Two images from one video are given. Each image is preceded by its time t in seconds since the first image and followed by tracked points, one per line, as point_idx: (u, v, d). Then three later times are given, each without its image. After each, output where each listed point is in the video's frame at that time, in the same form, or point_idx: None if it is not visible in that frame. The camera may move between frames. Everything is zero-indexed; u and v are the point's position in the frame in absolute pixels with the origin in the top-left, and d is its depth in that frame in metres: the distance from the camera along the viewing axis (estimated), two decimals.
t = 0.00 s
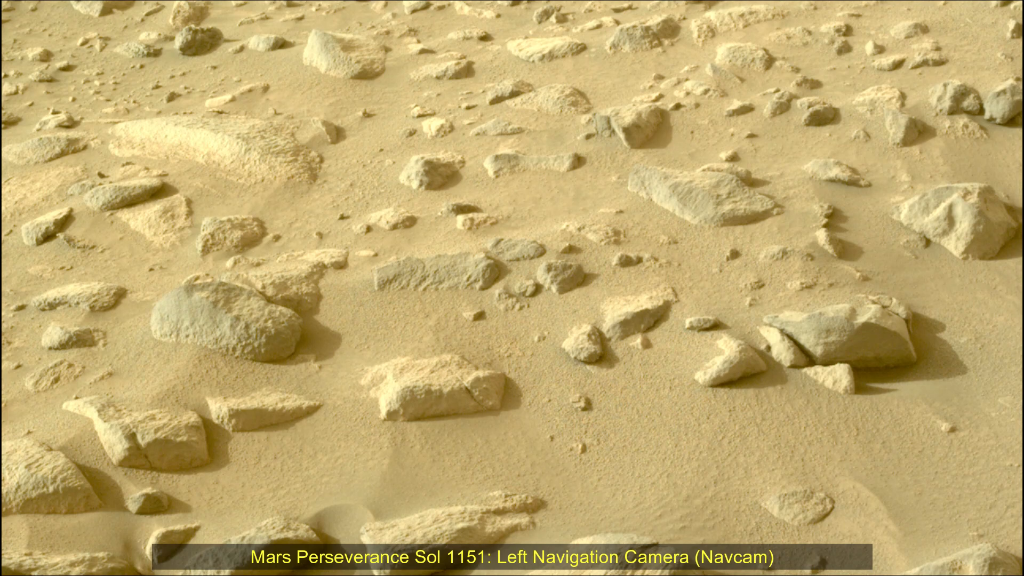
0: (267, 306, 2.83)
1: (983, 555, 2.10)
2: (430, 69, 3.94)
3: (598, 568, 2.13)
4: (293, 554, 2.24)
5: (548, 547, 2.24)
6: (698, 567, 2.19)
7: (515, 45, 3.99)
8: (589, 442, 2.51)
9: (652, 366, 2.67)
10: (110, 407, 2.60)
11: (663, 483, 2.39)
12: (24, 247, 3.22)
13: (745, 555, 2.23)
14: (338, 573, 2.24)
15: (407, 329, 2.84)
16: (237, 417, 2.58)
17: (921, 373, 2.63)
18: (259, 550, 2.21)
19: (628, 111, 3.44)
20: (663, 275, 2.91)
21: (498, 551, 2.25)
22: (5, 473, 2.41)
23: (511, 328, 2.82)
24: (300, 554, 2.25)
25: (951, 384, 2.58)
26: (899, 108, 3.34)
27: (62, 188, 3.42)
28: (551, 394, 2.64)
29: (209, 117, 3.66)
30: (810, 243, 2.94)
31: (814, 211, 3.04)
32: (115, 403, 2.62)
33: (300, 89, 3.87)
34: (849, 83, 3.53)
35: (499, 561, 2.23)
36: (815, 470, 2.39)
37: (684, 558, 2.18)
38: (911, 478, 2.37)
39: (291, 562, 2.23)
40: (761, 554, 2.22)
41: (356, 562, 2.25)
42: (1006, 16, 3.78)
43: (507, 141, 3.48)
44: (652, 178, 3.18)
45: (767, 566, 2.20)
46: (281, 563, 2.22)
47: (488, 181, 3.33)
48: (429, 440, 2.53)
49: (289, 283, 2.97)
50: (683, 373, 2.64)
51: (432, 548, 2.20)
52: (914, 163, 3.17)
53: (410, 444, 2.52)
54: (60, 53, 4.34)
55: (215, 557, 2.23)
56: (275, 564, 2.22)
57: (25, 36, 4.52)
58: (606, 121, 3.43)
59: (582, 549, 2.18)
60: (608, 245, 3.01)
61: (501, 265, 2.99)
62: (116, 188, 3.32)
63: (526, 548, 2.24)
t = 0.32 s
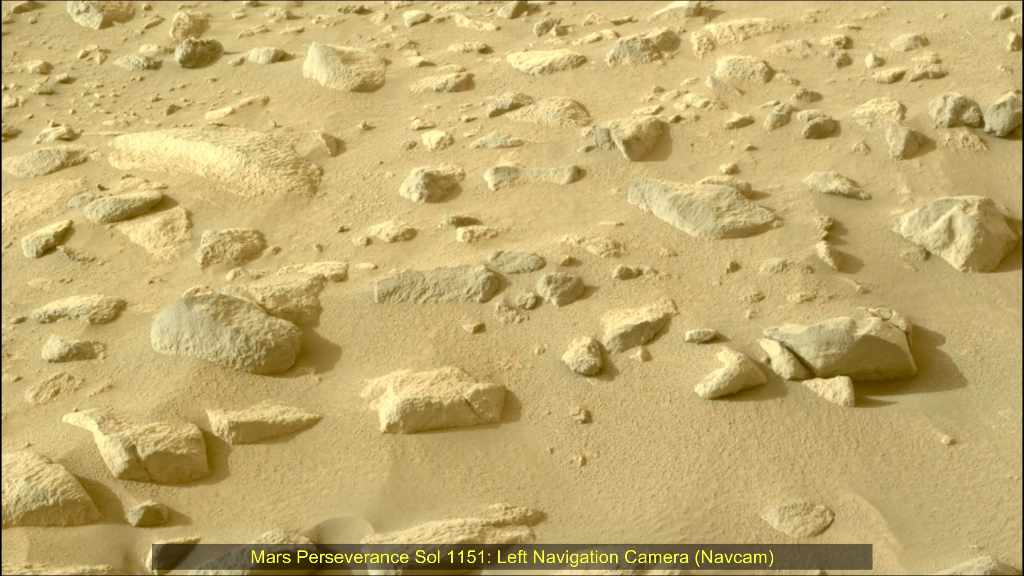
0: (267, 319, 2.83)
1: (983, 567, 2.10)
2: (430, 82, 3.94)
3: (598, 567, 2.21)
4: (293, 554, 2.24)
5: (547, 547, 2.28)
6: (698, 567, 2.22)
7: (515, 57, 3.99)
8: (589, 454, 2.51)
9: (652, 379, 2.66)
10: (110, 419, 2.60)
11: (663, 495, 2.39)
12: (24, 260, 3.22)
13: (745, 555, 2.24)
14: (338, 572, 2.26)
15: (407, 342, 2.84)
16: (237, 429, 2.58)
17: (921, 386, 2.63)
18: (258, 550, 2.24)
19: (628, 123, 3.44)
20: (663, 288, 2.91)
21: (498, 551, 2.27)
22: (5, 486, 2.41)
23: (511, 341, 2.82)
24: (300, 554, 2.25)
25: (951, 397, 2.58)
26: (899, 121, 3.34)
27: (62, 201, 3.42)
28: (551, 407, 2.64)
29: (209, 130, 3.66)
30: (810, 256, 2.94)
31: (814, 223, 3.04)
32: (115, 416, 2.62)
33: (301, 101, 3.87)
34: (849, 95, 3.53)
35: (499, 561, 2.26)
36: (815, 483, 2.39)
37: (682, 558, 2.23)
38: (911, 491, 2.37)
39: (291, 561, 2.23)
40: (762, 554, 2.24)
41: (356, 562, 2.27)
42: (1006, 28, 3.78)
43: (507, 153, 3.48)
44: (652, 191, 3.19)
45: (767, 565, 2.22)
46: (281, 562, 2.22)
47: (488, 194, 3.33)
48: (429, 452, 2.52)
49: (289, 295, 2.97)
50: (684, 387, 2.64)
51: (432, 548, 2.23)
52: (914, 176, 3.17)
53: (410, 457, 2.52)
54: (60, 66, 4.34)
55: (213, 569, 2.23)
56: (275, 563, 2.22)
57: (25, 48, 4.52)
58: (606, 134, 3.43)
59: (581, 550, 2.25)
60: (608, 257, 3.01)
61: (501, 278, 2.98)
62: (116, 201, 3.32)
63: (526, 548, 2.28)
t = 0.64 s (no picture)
0: (267, 331, 2.83)
1: None
2: (430, 94, 3.93)
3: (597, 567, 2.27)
4: (293, 554, 2.30)
5: (547, 547, 2.32)
6: (698, 567, 2.25)
7: (516, 70, 3.99)
8: (589, 467, 2.51)
9: (652, 392, 2.66)
10: (111, 432, 2.60)
11: (663, 508, 2.39)
12: (24, 273, 3.22)
13: (744, 554, 2.27)
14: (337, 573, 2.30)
15: (407, 355, 2.84)
16: (237, 442, 2.58)
17: (921, 399, 2.63)
18: (258, 551, 2.31)
19: (628, 136, 3.44)
20: (663, 300, 2.91)
21: (497, 551, 2.29)
22: (5, 498, 2.40)
23: (511, 353, 2.82)
24: (300, 554, 2.30)
25: (952, 409, 2.58)
26: (899, 133, 3.34)
27: (62, 214, 3.42)
28: (551, 419, 2.63)
29: (209, 142, 3.67)
30: (811, 268, 2.94)
31: (814, 235, 3.04)
32: (115, 428, 2.62)
33: (301, 114, 3.87)
34: (849, 108, 3.53)
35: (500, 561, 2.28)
36: (815, 495, 2.39)
37: (682, 558, 2.26)
38: (911, 504, 2.37)
39: (291, 561, 2.29)
40: (761, 554, 2.27)
41: (356, 561, 2.30)
42: (1007, 41, 3.77)
43: (507, 166, 3.48)
44: (652, 204, 3.19)
45: (767, 565, 2.25)
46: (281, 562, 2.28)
47: (488, 206, 3.33)
48: (429, 465, 2.52)
49: (289, 308, 2.97)
50: (684, 399, 2.64)
51: (432, 548, 2.28)
52: (914, 188, 3.16)
53: (410, 469, 2.52)
54: (60, 78, 4.34)
55: None
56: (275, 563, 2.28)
57: (25, 61, 4.51)
58: (606, 146, 3.43)
59: (581, 550, 2.31)
60: (608, 270, 3.00)
61: (502, 290, 2.98)
62: (116, 213, 3.32)
63: (526, 548, 2.31)
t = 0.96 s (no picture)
0: (267, 344, 2.83)
1: None
2: (430, 107, 3.93)
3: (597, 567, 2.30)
4: (292, 553, 2.36)
5: (547, 547, 2.35)
6: (698, 566, 2.28)
7: (516, 83, 3.99)
8: (589, 479, 2.50)
9: (652, 405, 2.66)
10: (111, 444, 2.60)
11: (663, 521, 2.39)
12: (24, 285, 3.22)
13: (745, 554, 2.29)
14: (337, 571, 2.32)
15: (407, 367, 2.84)
16: (237, 454, 2.58)
17: (921, 411, 2.63)
18: (258, 551, 2.37)
19: (628, 149, 3.44)
20: (663, 313, 2.91)
21: (497, 552, 2.32)
22: (5, 511, 2.40)
23: (511, 366, 2.81)
24: (300, 554, 2.35)
25: (951, 422, 2.58)
26: (899, 146, 3.34)
27: (62, 226, 3.42)
28: (551, 432, 2.63)
29: (209, 155, 3.67)
30: (811, 281, 2.94)
31: (814, 248, 3.04)
32: (115, 441, 2.62)
33: (301, 126, 3.87)
34: (849, 120, 3.53)
35: (499, 561, 2.31)
36: (815, 507, 2.39)
37: (682, 558, 2.30)
38: (911, 516, 2.37)
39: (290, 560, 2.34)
40: (762, 554, 2.29)
41: (356, 562, 2.33)
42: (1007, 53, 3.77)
43: (507, 179, 3.48)
44: (652, 216, 3.19)
45: (767, 565, 2.27)
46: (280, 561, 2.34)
47: (488, 219, 3.33)
48: (428, 478, 2.52)
49: (289, 320, 2.97)
50: (684, 412, 2.64)
51: (432, 548, 2.33)
52: (914, 201, 3.16)
53: (410, 482, 2.52)
54: (60, 91, 4.34)
55: None
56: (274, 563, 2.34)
57: (25, 74, 4.51)
58: (606, 159, 3.43)
59: (581, 550, 2.34)
60: (608, 283, 3.00)
61: (502, 303, 2.98)
62: (116, 226, 3.32)
63: (526, 548, 2.34)
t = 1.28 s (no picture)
0: (267, 356, 2.83)
1: None
2: (430, 120, 3.93)
3: (597, 567, 2.32)
4: (292, 554, 2.39)
5: (547, 547, 2.36)
6: (699, 566, 2.29)
7: (516, 95, 3.99)
8: (589, 492, 2.50)
9: (652, 417, 2.66)
10: (110, 457, 2.60)
11: (663, 533, 2.38)
12: (24, 298, 3.22)
13: (744, 555, 2.31)
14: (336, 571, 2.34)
15: (407, 380, 2.84)
16: (237, 467, 2.58)
17: (921, 424, 2.62)
18: (258, 551, 2.41)
19: (628, 161, 3.44)
20: (663, 325, 2.91)
21: (499, 552, 2.34)
22: (5, 524, 2.40)
23: (511, 379, 2.81)
24: (300, 554, 2.39)
25: (951, 435, 2.58)
26: (899, 158, 3.34)
27: (62, 239, 3.42)
28: (551, 445, 2.63)
29: (209, 167, 3.67)
30: (811, 293, 2.94)
31: (814, 261, 3.04)
32: (115, 453, 2.62)
33: (301, 139, 3.87)
34: (849, 133, 3.53)
35: (499, 560, 2.31)
36: (815, 520, 2.38)
37: (683, 558, 2.31)
38: (911, 528, 2.36)
39: (290, 561, 2.38)
40: (761, 554, 2.30)
41: (355, 561, 2.36)
42: (1007, 65, 3.77)
43: (507, 191, 3.48)
44: (653, 229, 3.19)
45: (767, 565, 2.28)
46: (280, 562, 2.38)
47: (488, 231, 3.33)
48: (428, 490, 2.52)
49: (289, 333, 2.96)
50: (684, 425, 2.64)
51: (432, 549, 2.38)
52: (914, 214, 3.16)
53: (410, 494, 2.51)
54: (60, 104, 4.34)
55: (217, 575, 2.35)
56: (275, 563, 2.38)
57: (25, 86, 4.51)
58: (606, 172, 3.43)
59: (581, 550, 2.36)
60: (608, 295, 3.00)
61: (502, 315, 2.98)
62: (116, 238, 3.32)
63: (526, 549, 2.35)
